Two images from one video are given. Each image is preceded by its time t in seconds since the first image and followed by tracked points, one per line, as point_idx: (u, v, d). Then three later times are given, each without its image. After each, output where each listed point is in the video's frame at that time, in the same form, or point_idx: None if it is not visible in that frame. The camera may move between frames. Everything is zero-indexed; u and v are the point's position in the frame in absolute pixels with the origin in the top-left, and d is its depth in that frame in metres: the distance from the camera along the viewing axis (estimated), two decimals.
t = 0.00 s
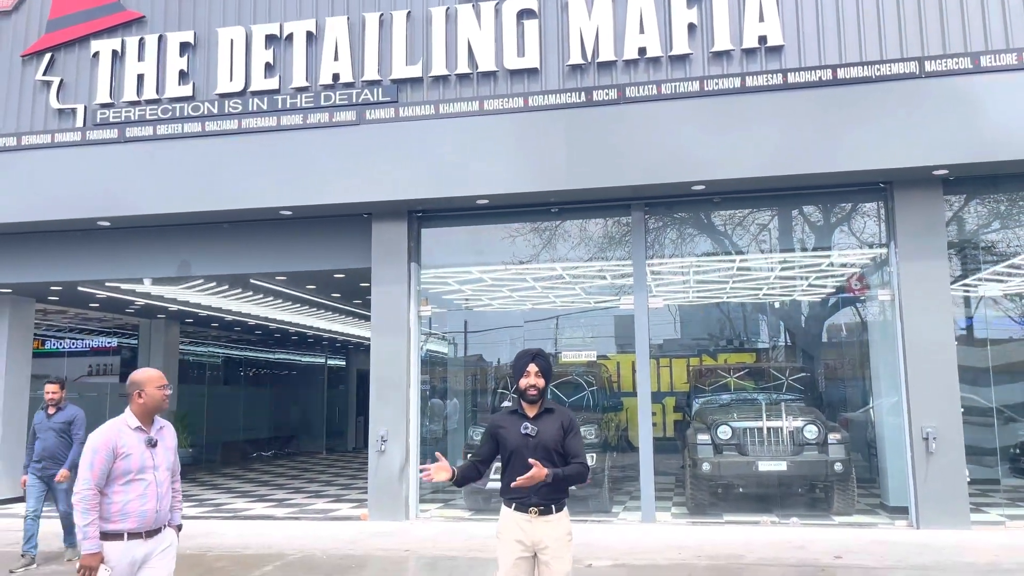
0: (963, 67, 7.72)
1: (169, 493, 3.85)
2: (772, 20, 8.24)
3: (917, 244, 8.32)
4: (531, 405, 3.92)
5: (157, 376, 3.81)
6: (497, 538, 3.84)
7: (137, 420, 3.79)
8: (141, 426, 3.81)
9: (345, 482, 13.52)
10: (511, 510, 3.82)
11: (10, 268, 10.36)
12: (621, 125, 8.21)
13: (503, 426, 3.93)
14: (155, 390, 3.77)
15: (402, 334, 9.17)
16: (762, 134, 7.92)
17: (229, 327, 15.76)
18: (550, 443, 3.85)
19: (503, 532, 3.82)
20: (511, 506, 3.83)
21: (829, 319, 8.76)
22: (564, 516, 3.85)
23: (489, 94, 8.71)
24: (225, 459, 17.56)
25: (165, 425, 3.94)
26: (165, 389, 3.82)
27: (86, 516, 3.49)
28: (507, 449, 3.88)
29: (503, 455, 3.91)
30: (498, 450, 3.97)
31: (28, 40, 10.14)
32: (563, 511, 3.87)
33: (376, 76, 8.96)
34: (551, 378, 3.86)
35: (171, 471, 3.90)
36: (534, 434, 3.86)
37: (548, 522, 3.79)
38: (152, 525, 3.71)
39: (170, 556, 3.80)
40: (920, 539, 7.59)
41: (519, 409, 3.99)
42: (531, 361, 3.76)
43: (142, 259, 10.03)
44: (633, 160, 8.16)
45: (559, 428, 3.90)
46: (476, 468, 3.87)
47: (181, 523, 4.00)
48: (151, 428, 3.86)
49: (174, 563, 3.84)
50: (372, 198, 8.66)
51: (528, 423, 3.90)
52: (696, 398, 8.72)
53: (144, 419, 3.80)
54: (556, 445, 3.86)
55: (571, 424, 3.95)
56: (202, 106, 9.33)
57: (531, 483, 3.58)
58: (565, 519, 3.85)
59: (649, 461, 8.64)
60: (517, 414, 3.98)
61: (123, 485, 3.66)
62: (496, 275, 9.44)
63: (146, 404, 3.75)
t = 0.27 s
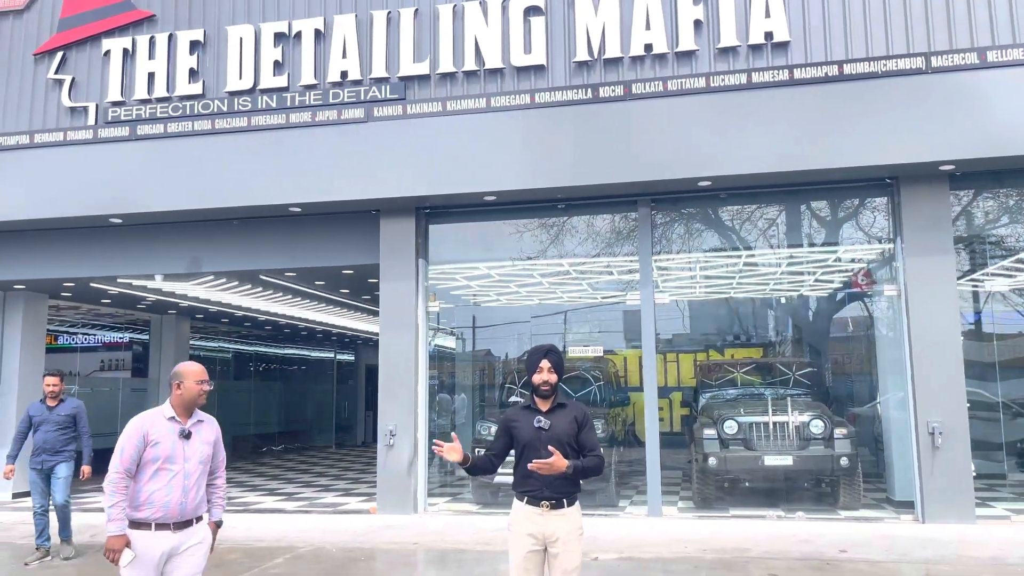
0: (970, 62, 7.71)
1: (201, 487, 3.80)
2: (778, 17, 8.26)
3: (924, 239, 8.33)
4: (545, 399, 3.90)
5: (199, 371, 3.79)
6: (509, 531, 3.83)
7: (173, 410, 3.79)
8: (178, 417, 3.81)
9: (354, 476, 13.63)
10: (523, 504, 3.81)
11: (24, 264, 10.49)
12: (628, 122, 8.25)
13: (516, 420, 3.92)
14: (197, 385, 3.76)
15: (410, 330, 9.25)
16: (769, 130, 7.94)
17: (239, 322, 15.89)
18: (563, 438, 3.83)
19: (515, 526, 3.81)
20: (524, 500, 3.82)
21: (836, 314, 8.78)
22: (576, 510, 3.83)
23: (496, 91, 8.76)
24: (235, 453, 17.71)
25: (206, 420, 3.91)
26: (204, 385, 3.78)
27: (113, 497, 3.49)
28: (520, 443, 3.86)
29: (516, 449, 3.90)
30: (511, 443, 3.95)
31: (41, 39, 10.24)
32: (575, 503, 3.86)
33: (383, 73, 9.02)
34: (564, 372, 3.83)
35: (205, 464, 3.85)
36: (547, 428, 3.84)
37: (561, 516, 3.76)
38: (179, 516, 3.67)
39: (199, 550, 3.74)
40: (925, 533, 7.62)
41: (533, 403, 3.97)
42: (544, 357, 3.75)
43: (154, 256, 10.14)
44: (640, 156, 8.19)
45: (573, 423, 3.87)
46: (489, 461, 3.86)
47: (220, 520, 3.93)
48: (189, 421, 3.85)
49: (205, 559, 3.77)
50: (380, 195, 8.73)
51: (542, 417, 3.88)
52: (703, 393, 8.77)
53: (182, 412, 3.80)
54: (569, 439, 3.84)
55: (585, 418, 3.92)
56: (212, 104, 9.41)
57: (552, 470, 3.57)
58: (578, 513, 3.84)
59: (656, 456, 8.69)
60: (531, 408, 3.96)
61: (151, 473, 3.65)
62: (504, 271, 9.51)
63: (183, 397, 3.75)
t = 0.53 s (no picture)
0: (977, 57, 7.73)
1: (230, 478, 3.78)
2: (785, 12, 8.28)
3: (932, 235, 8.34)
4: (556, 393, 3.95)
5: (230, 366, 3.78)
6: (518, 523, 3.86)
7: (204, 403, 3.81)
8: (208, 409, 3.83)
9: (366, 470, 13.78)
10: (532, 496, 3.85)
11: (41, 261, 10.66)
12: (636, 118, 8.29)
13: (527, 414, 3.97)
14: (227, 380, 3.76)
15: (421, 325, 9.33)
16: (777, 126, 7.96)
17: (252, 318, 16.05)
18: (574, 431, 3.88)
19: (524, 517, 3.84)
20: (532, 492, 3.86)
21: (844, 309, 8.80)
22: (584, 503, 3.86)
23: (504, 88, 8.82)
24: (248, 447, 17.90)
25: (237, 414, 3.90)
26: (235, 380, 3.77)
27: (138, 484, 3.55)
28: (531, 435, 3.92)
29: (527, 441, 3.95)
30: (522, 436, 4.00)
31: (55, 38, 10.37)
32: (584, 496, 3.89)
33: (393, 71, 9.10)
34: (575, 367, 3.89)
35: (235, 456, 3.84)
36: (557, 421, 3.89)
37: (568, 508, 3.79)
38: (206, 506, 3.65)
39: (224, 542, 3.74)
40: (932, 527, 7.65)
41: (544, 397, 4.02)
42: (553, 351, 3.79)
43: (168, 252, 10.27)
44: (648, 152, 8.23)
45: (583, 417, 3.93)
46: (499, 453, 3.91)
47: (249, 515, 3.92)
48: (221, 414, 3.86)
49: (230, 550, 3.78)
50: (390, 192, 8.83)
51: (552, 410, 3.94)
52: (711, 388, 8.82)
53: (213, 404, 3.81)
54: (579, 432, 3.89)
55: (596, 413, 3.97)
56: (224, 102, 9.53)
57: (566, 466, 3.65)
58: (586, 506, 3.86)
59: (664, 450, 8.76)
60: (542, 402, 4.01)
61: (179, 462, 3.68)
62: (513, 267, 9.59)
63: (213, 390, 3.75)
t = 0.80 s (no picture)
0: (988, 52, 7.72)
1: (258, 471, 3.84)
2: (796, 9, 8.29)
3: (944, 230, 8.35)
4: (569, 388, 4.00)
5: (258, 361, 3.83)
6: (530, 514, 3.94)
7: (232, 397, 3.86)
8: (238, 402, 3.87)
9: (380, 465, 13.93)
10: (545, 488, 3.92)
11: (60, 258, 10.83)
12: (646, 115, 8.34)
13: (541, 408, 4.01)
14: (255, 374, 3.81)
15: (433, 321, 9.44)
16: (787, 122, 8.00)
17: (267, 314, 16.23)
18: (586, 426, 3.93)
19: (536, 509, 3.92)
20: (545, 484, 3.93)
21: (855, 304, 8.82)
22: (595, 495, 3.93)
23: (516, 86, 8.89)
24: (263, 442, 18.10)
25: (264, 409, 3.95)
26: (263, 375, 3.82)
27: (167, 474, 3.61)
28: (544, 429, 3.97)
29: (540, 435, 4.01)
30: (534, 430, 4.05)
31: (73, 39, 10.52)
32: (596, 488, 3.97)
33: (405, 69, 9.19)
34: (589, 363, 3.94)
35: (263, 450, 3.89)
36: (570, 416, 3.94)
37: (580, 500, 3.87)
38: (235, 498, 3.71)
39: (251, 532, 3.80)
40: (942, 521, 7.69)
41: (557, 391, 4.07)
42: (566, 348, 3.86)
43: (184, 249, 10.41)
44: (660, 149, 8.28)
45: (595, 411, 3.98)
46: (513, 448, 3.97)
47: (271, 508, 3.97)
48: (249, 408, 3.91)
49: (255, 541, 3.85)
50: (403, 189, 8.93)
51: (565, 404, 3.99)
52: (722, 383, 8.87)
53: (242, 399, 3.85)
54: (591, 427, 3.95)
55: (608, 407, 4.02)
56: (239, 101, 9.65)
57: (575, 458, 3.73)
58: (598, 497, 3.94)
59: (675, 445, 8.82)
60: (554, 396, 4.06)
61: (209, 454, 3.74)
62: (525, 263, 9.65)
63: (241, 384, 3.79)
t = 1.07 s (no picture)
0: (999, 48, 7.70)
1: (281, 467, 3.92)
2: (807, 5, 8.29)
3: (955, 226, 8.34)
4: (584, 383, 4.06)
5: (278, 357, 3.87)
6: (545, 508, 3.98)
7: (255, 393, 3.92)
8: (260, 399, 3.94)
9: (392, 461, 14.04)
10: (560, 483, 3.96)
11: (77, 256, 10.97)
12: (657, 112, 8.37)
13: (556, 403, 4.07)
14: (275, 371, 3.86)
15: (445, 318, 9.51)
16: (798, 118, 8.01)
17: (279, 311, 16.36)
18: (601, 420, 3.99)
19: (551, 503, 3.96)
20: (560, 479, 3.97)
21: (866, 300, 8.81)
22: (609, 489, 3.98)
23: (527, 84, 8.93)
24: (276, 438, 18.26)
25: (285, 404, 4.03)
26: (283, 371, 3.87)
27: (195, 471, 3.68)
28: (560, 424, 4.02)
29: (556, 431, 4.06)
30: (550, 426, 4.10)
31: (89, 39, 10.64)
32: (610, 483, 4.02)
33: (417, 68, 9.25)
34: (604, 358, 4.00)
35: (285, 445, 3.98)
36: (586, 411, 4.00)
37: (594, 494, 3.92)
38: (261, 494, 3.79)
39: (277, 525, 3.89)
40: (954, 517, 7.69)
41: (572, 387, 4.12)
42: (583, 343, 3.90)
43: (199, 247, 10.53)
44: (671, 146, 8.31)
45: (610, 406, 4.04)
46: (530, 442, 4.01)
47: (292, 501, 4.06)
48: (271, 404, 3.98)
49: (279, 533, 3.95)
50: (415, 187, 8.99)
51: (581, 400, 4.04)
52: (734, 379, 8.90)
53: (264, 395, 3.91)
54: (606, 421, 4.00)
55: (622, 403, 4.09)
56: (252, 100, 9.74)
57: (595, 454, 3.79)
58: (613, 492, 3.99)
59: (686, 441, 8.87)
60: (570, 392, 4.12)
61: (235, 451, 3.80)
62: (536, 260, 9.69)
63: (262, 381, 3.86)
